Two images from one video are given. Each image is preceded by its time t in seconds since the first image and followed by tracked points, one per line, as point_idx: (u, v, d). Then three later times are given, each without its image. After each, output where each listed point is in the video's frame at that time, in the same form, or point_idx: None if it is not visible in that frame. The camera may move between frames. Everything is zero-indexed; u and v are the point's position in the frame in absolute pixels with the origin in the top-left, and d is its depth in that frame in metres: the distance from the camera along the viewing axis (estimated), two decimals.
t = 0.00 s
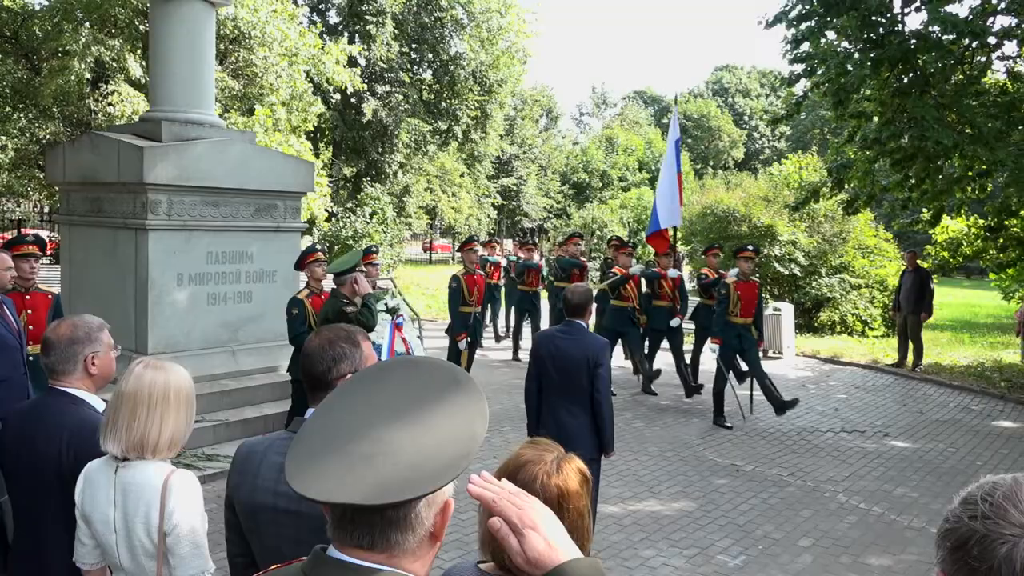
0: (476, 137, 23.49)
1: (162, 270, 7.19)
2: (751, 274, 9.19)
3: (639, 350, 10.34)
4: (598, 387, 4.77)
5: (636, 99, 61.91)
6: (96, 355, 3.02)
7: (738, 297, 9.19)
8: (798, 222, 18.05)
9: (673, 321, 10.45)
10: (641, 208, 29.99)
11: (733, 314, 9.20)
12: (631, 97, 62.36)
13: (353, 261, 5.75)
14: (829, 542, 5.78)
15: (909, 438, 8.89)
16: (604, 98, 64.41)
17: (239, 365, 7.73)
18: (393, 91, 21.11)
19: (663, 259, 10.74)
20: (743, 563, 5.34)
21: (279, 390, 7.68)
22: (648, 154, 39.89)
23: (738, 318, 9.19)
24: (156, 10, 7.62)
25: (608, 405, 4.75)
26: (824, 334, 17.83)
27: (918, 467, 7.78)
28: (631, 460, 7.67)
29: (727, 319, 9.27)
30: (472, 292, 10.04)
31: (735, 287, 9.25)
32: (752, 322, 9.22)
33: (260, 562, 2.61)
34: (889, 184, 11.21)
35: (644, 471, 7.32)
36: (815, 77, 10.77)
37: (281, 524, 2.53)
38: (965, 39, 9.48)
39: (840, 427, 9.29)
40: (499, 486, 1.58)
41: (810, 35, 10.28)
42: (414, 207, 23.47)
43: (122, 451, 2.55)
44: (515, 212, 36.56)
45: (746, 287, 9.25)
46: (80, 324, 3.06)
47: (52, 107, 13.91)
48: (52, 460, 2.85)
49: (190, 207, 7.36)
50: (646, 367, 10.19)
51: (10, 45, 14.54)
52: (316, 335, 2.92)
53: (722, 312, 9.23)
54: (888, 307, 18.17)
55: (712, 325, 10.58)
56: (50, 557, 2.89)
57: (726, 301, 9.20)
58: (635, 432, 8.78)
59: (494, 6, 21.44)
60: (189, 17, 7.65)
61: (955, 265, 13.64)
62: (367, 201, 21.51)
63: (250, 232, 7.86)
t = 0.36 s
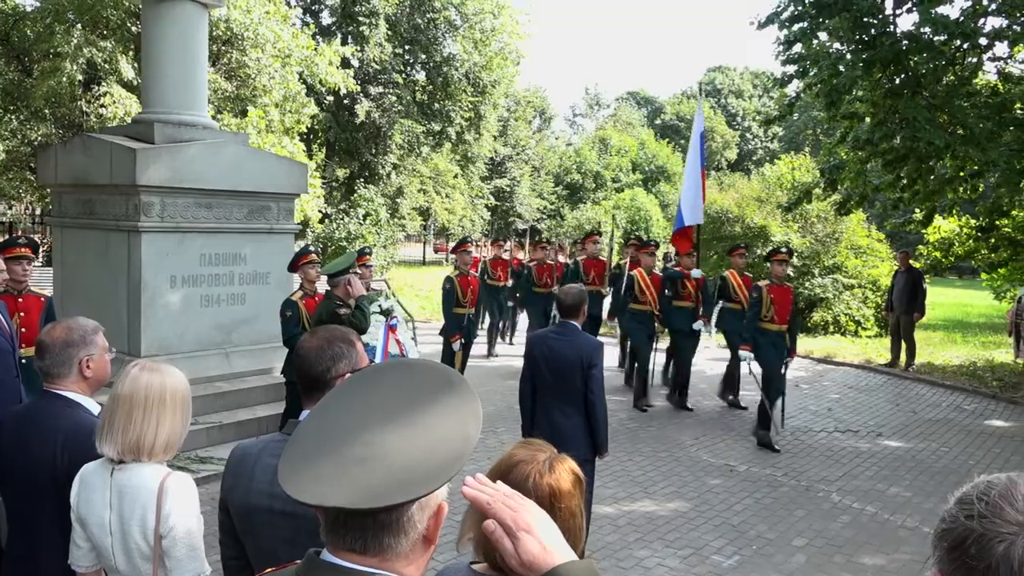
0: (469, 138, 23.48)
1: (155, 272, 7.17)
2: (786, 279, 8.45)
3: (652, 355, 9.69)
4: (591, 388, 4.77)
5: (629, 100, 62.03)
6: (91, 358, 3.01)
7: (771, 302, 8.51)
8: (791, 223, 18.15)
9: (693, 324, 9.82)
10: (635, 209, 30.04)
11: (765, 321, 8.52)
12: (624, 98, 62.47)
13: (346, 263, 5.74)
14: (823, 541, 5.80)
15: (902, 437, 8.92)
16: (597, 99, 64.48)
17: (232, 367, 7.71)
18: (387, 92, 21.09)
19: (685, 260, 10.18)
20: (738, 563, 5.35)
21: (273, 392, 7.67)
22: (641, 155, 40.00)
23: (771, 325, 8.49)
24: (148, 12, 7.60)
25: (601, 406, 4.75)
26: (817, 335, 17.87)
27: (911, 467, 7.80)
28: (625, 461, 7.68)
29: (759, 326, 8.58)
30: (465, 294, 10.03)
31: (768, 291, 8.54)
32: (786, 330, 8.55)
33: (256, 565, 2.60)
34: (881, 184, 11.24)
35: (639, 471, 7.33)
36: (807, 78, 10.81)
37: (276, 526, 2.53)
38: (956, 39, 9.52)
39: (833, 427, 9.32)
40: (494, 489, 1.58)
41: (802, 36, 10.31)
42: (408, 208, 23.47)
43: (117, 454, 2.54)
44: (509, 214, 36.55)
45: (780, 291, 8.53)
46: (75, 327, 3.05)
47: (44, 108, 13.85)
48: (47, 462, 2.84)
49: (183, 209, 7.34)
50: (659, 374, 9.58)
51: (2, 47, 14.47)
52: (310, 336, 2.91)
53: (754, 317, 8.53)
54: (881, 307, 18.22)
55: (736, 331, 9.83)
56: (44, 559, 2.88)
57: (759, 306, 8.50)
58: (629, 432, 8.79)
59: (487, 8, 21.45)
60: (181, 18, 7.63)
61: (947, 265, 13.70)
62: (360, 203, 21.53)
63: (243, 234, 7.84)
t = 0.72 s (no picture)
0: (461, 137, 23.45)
1: (146, 272, 7.15)
2: (821, 288, 7.92)
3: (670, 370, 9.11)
4: (582, 387, 4.77)
5: (621, 99, 62.10)
6: (80, 358, 3.00)
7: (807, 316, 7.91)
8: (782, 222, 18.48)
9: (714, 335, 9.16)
10: (627, 207, 30.06)
11: (802, 335, 7.90)
12: (616, 97, 62.55)
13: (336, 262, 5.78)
14: (814, 538, 5.82)
15: (892, 434, 8.96)
16: (589, 97, 64.38)
17: (223, 366, 7.69)
18: (379, 91, 21.07)
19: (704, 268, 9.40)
20: (729, 560, 5.37)
21: (264, 391, 7.65)
22: (633, 154, 40.03)
23: (807, 339, 7.91)
24: (138, 10, 7.57)
25: (593, 404, 4.75)
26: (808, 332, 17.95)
27: (901, 463, 7.83)
28: (617, 459, 7.69)
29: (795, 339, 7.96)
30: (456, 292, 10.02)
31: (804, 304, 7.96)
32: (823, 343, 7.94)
33: (244, 563, 2.59)
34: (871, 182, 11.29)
35: (631, 469, 7.35)
36: (798, 76, 10.85)
37: (265, 525, 2.53)
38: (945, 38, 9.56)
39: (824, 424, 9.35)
40: (483, 487, 1.57)
41: (793, 35, 10.34)
42: (400, 206, 23.45)
43: (108, 454, 2.53)
44: (501, 212, 36.55)
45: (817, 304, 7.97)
46: (63, 327, 3.04)
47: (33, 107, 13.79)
48: (36, 461, 2.83)
49: (173, 208, 7.31)
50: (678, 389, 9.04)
51: None
52: (298, 334, 2.91)
53: (788, 332, 7.96)
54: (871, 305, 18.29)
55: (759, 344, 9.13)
56: (34, 558, 2.88)
57: (794, 320, 7.92)
58: (620, 431, 8.81)
59: (479, 6, 21.39)
60: (171, 17, 7.61)
61: (937, 263, 13.77)
62: (352, 201, 21.55)
63: (234, 233, 7.82)
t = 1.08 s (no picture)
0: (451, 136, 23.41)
1: (131, 271, 7.12)
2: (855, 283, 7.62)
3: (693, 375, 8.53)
4: (568, 385, 4.79)
5: (611, 98, 62.19)
6: (58, 357, 2.98)
7: (841, 313, 7.57)
8: (771, 220, 18.33)
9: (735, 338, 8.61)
10: (617, 206, 30.05)
11: (834, 334, 7.57)
12: (606, 96, 62.62)
13: (322, 261, 5.76)
14: (798, 535, 5.85)
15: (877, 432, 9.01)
16: (579, 96, 64.36)
17: (209, 366, 7.66)
18: (367, 90, 21.01)
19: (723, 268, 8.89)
20: (714, 558, 5.39)
21: (250, 391, 7.63)
22: (622, 153, 40.03)
23: (838, 338, 7.58)
24: (123, 8, 7.53)
25: (578, 403, 4.77)
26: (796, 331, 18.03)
27: (886, 461, 7.88)
28: (604, 457, 7.70)
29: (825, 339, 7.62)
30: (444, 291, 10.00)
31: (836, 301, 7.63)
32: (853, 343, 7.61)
33: (220, 559, 2.59)
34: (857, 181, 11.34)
35: (617, 467, 7.37)
36: (785, 75, 10.88)
37: (242, 525, 2.52)
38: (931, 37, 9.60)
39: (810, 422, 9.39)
40: (456, 486, 1.57)
41: (779, 34, 10.37)
42: (389, 205, 23.41)
43: (84, 456, 2.52)
44: (491, 211, 36.53)
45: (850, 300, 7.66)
46: (41, 326, 3.02)
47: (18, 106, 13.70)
48: (14, 461, 2.82)
49: (158, 207, 7.28)
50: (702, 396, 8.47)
51: None
52: (276, 333, 2.90)
53: (819, 331, 7.60)
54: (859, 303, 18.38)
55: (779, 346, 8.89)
56: (13, 558, 2.86)
57: (827, 319, 7.56)
58: (607, 429, 8.83)
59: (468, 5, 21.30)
60: (156, 15, 7.57)
61: (924, 262, 13.85)
62: (341, 200, 21.56)
63: (219, 232, 7.79)
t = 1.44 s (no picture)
0: (441, 134, 23.34)
1: (116, 269, 7.08)
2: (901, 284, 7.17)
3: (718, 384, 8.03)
4: (552, 382, 4.80)
5: (601, 97, 62.23)
6: (36, 355, 2.96)
7: (887, 316, 7.15)
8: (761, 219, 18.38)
9: (764, 344, 8.12)
10: (607, 204, 30.03)
11: (877, 337, 7.18)
12: (597, 95, 62.65)
13: (308, 259, 5.65)
14: (785, 531, 5.87)
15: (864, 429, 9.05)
16: (570, 94, 64.33)
17: (197, 364, 7.62)
18: (357, 87, 20.94)
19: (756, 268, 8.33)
20: (700, 555, 5.40)
21: (237, 389, 7.60)
22: (613, 151, 40.01)
23: (884, 342, 7.18)
24: (109, 4, 7.49)
25: (562, 400, 4.77)
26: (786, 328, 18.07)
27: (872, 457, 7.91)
28: (591, 455, 7.72)
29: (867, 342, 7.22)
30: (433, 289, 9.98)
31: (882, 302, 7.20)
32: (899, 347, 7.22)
33: (195, 558, 2.58)
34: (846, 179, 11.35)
35: (605, 465, 7.38)
36: (773, 73, 10.89)
37: (217, 525, 2.52)
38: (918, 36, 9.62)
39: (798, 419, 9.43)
40: (428, 483, 1.57)
41: (767, 32, 10.37)
42: (379, 203, 23.36)
43: (58, 456, 2.50)
44: (482, 210, 36.46)
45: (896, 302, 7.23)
46: (18, 323, 2.99)
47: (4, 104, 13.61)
48: None
49: (144, 205, 7.24)
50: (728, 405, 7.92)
51: None
52: (252, 329, 2.89)
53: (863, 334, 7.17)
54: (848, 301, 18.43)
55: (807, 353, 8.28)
56: None
57: (873, 320, 7.14)
58: (596, 427, 8.84)
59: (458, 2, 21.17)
60: (141, 12, 7.52)
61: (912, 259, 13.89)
62: (331, 198, 21.63)
63: (206, 230, 7.75)
